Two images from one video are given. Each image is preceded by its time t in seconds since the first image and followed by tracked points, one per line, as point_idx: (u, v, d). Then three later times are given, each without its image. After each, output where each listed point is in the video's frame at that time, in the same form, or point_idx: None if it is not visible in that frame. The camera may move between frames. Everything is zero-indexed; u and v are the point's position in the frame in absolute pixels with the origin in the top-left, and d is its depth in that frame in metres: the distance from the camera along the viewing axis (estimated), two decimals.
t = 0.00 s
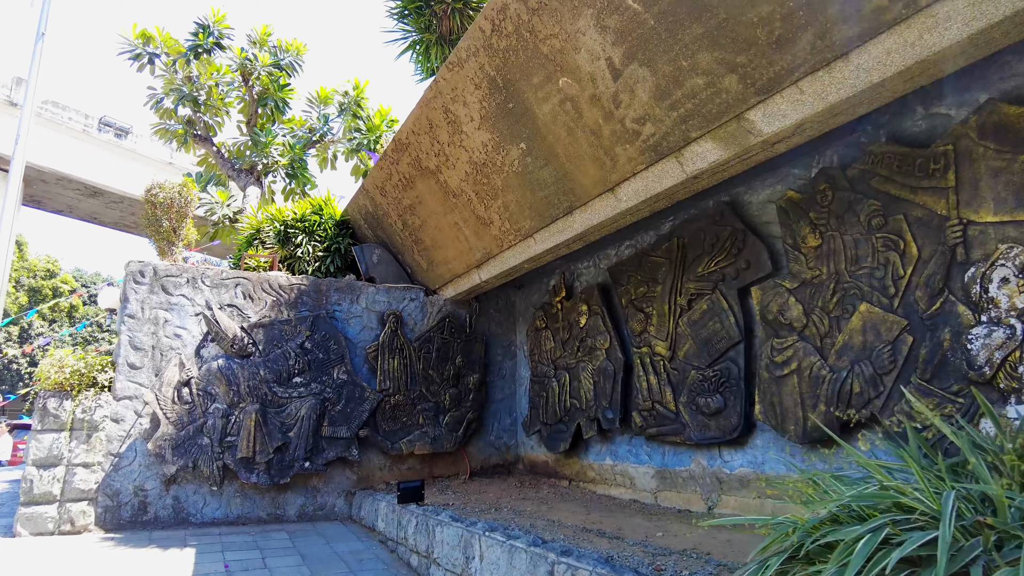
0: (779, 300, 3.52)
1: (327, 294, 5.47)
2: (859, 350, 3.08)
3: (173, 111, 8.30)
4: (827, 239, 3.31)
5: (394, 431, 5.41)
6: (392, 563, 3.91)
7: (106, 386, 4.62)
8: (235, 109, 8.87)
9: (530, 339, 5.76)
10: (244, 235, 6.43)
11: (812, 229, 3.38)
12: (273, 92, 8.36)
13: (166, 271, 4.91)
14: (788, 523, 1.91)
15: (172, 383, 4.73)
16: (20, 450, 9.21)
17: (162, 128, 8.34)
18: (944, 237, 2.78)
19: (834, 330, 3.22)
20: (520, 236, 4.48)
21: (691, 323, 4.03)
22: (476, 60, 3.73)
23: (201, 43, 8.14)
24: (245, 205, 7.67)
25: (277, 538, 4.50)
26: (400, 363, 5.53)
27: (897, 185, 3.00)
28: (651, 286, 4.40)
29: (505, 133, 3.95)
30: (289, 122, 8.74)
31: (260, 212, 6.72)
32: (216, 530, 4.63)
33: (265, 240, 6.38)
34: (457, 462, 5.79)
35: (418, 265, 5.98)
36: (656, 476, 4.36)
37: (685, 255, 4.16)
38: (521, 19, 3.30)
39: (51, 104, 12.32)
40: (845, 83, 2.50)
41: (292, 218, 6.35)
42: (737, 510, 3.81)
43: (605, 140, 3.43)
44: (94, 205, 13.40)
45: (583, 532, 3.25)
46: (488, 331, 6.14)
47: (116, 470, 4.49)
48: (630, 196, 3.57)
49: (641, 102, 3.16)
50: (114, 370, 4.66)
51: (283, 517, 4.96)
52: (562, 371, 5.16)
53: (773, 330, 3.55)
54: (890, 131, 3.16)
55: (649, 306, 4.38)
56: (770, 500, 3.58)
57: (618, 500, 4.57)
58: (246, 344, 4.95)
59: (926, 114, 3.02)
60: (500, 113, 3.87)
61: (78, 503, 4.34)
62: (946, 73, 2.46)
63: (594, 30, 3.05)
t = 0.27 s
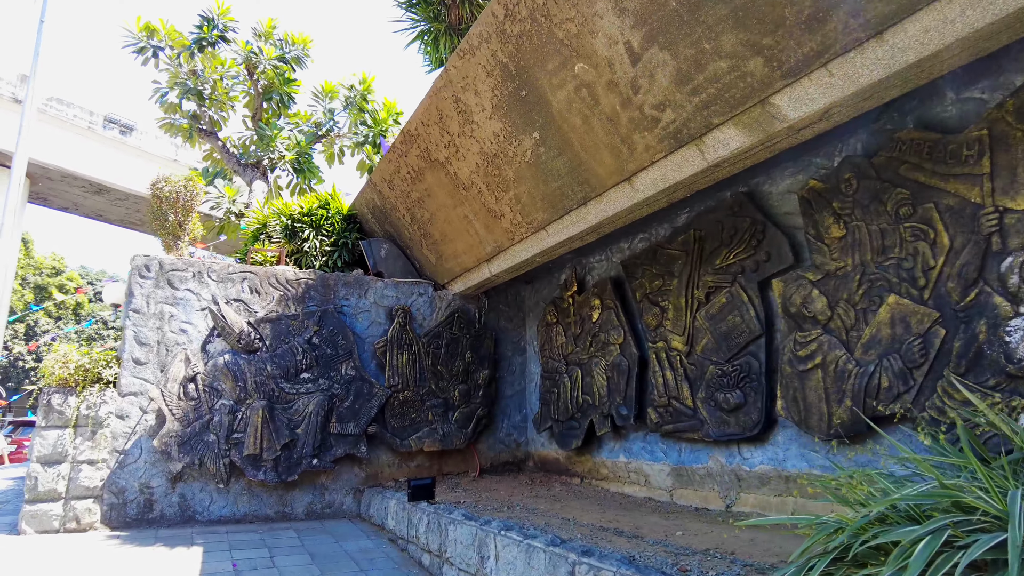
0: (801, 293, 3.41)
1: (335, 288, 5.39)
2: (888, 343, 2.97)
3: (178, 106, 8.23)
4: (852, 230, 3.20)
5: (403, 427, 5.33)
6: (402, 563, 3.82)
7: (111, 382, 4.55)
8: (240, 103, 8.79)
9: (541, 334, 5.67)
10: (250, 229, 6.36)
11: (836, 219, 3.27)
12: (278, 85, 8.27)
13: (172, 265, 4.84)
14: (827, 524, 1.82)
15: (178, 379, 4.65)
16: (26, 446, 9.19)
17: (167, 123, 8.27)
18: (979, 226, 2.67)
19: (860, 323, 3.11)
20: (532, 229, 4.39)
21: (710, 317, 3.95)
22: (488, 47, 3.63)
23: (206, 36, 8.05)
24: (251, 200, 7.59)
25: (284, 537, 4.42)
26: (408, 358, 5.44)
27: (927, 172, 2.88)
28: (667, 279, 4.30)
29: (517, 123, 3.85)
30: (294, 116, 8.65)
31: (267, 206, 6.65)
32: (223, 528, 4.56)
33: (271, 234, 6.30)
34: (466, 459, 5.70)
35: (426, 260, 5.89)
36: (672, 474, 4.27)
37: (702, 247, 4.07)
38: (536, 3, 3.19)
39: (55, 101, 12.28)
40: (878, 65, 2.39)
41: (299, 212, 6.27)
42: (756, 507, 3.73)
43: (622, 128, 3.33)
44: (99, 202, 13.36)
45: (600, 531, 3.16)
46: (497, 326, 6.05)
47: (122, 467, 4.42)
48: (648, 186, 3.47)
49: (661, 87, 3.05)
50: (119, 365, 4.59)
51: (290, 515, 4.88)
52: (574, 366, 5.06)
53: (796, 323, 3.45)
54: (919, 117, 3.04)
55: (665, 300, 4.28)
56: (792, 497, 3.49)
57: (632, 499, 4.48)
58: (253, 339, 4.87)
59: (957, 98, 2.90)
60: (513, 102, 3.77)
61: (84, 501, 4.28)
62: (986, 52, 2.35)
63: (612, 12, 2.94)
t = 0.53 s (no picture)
0: (833, 282, 3.29)
1: (350, 282, 5.33)
2: (928, 333, 2.84)
3: (190, 102, 8.21)
4: (888, 215, 3.07)
5: (419, 423, 5.27)
6: (421, 560, 3.74)
7: (125, 376, 4.50)
8: (252, 99, 8.75)
9: (558, 328, 5.58)
10: (264, 223, 6.32)
11: (871, 205, 3.14)
12: (290, 80, 8.23)
13: (186, 259, 4.79)
14: (882, 519, 1.71)
15: (192, 373, 4.61)
16: (42, 443, 9.22)
17: (180, 119, 8.26)
18: None
19: (896, 312, 2.98)
20: (550, 219, 4.30)
21: (735, 308, 3.85)
22: (507, 32, 3.54)
23: (218, 30, 8.00)
24: (264, 195, 7.56)
25: (301, 533, 4.36)
26: (424, 353, 5.38)
27: (970, 154, 2.75)
28: (690, 270, 4.21)
29: (537, 109, 3.76)
30: (306, 111, 8.61)
31: (280, 201, 6.60)
32: (238, 524, 4.51)
33: (285, 228, 6.26)
34: (483, 455, 5.62)
35: (441, 253, 5.81)
36: (696, 470, 4.17)
37: (728, 237, 3.99)
38: None
39: (69, 101, 12.34)
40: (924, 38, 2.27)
41: (312, 206, 6.22)
42: (785, 503, 3.62)
43: (648, 112, 3.24)
44: (112, 201, 13.42)
45: (627, 528, 3.06)
46: (513, 320, 5.97)
47: (137, 462, 4.38)
48: (673, 172, 3.36)
49: (689, 68, 2.95)
50: (133, 360, 4.55)
51: (306, 511, 4.83)
52: (593, 361, 4.97)
53: (827, 313, 3.32)
54: (959, 97, 2.89)
55: (688, 291, 4.19)
56: (823, 492, 3.38)
57: (654, 495, 4.39)
58: (267, 333, 4.82)
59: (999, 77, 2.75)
60: (533, 88, 3.67)
61: (99, 496, 4.23)
62: None
63: None
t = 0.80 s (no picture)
0: (867, 268, 3.15)
1: (362, 272, 5.24)
2: (972, 321, 2.70)
3: (198, 90, 8.11)
4: (928, 198, 2.92)
5: (433, 414, 5.19)
6: (439, 555, 3.65)
7: (134, 368, 4.42)
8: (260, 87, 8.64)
9: (574, 319, 5.47)
10: (274, 213, 6.22)
11: (909, 187, 2.99)
12: (299, 68, 8.10)
13: (195, 248, 4.69)
14: (962, 519, 1.65)
15: (203, 364, 4.52)
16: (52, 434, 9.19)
17: (187, 108, 8.16)
18: None
19: (937, 299, 2.84)
20: (570, 206, 4.18)
21: (763, 297, 3.74)
22: (528, 10, 3.40)
23: (225, 17, 7.87)
24: (274, 184, 7.47)
25: (314, 527, 4.27)
26: (438, 344, 5.30)
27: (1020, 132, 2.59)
28: (714, 258, 4.11)
29: (558, 90, 3.64)
30: (315, 99, 8.49)
31: (290, 190, 6.50)
32: (251, 518, 4.43)
33: (295, 218, 6.17)
34: (497, 448, 5.53)
35: (454, 243, 5.70)
36: (719, 463, 4.07)
37: (755, 224, 3.88)
38: None
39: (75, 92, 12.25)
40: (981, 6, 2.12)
41: (323, 194, 6.12)
42: (815, 498, 3.49)
43: (676, 92, 3.11)
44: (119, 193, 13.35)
45: (654, 523, 2.96)
46: (527, 310, 5.86)
47: (147, 455, 4.30)
48: (702, 155, 3.24)
49: (722, 44, 2.81)
50: (142, 351, 4.46)
51: (319, 505, 4.75)
52: (611, 351, 4.87)
53: (862, 301, 3.18)
54: (1006, 71, 2.70)
55: (712, 280, 4.09)
56: (856, 486, 3.26)
57: (675, 489, 4.29)
58: (279, 324, 4.73)
59: None
60: (554, 68, 3.54)
61: (109, 490, 4.16)
62: None
63: None
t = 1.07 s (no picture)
0: (884, 264, 3.09)
1: (366, 268, 5.18)
2: (993, 318, 2.64)
3: (199, 85, 8.03)
4: (948, 193, 2.86)
5: (438, 412, 5.13)
6: (446, 555, 3.60)
7: (136, 365, 4.36)
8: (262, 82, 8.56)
9: (580, 315, 5.42)
10: (276, 208, 6.15)
11: (928, 182, 2.93)
12: (301, 62, 8.02)
13: (198, 243, 4.62)
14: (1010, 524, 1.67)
15: (206, 361, 4.47)
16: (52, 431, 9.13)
17: (188, 102, 8.08)
18: None
19: (958, 296, 2.78)
20: (578, 201, 4.12)
21: (775, 293, 3.69)
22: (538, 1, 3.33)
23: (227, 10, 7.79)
24: (276, 179, 7.40)
25: (319, 526, 4.23)
26: (442, 340, 5.24)
27: None
28: (725, 254, 4.06)
29: (568, 83, 3.58)
30: (317, 94, 8.41)
31: (293, 185, 6.43)
32: (254, 516, 4.38)
33: (298, 213, 6.11)
34: (502, 445, 5.48)
35: (459, 239, 5.64)
36: (729, 461, 4.03)
37: (767, 219, 3.83)
38: None
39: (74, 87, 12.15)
40: None
41: (326, 189, 6.06)
42: (828, 496, 3.44)
43: (691, 84, 3.05)
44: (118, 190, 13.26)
45: (667, 524, 2.91)
46: (532, 307, 5.81)
47: (149, 453, 4.25)
48: (716, 148, 3.19)
49: (739, 35, 2.74)
50: (144, 348, 4.40)
51: (323, 503, 4.70)
52: (618, 348, 4.82)
53: (878, 297, 3.12)
54: None
55: (723, 276, 4.04)
56: (870, 486, 3.20)
57: (684, 488, 4.25)
58: (283, 320, 4.67)
59: None
60: (564, 61, 3.48)
61: (111, 488, 4.11)
62: None
63: None
